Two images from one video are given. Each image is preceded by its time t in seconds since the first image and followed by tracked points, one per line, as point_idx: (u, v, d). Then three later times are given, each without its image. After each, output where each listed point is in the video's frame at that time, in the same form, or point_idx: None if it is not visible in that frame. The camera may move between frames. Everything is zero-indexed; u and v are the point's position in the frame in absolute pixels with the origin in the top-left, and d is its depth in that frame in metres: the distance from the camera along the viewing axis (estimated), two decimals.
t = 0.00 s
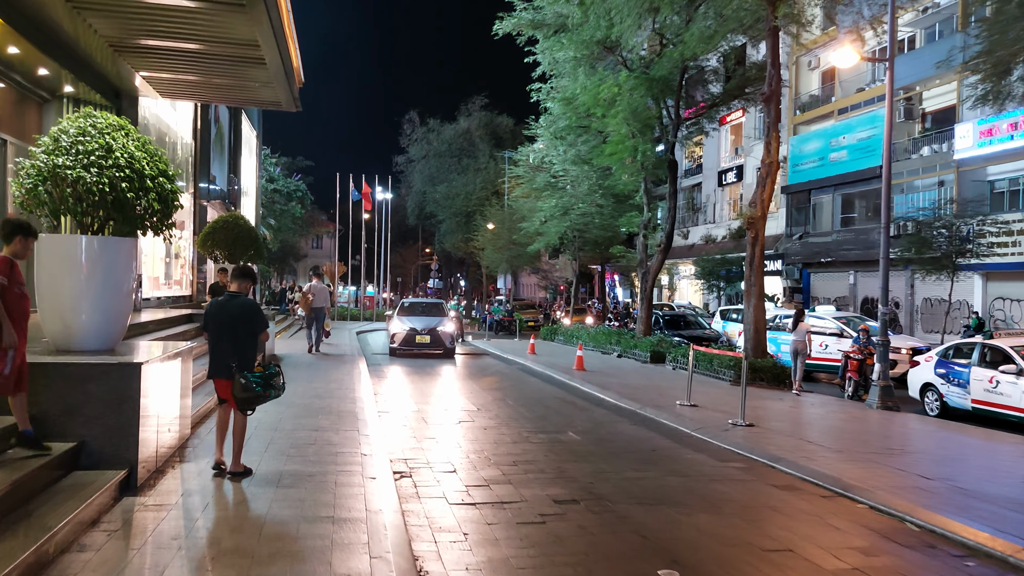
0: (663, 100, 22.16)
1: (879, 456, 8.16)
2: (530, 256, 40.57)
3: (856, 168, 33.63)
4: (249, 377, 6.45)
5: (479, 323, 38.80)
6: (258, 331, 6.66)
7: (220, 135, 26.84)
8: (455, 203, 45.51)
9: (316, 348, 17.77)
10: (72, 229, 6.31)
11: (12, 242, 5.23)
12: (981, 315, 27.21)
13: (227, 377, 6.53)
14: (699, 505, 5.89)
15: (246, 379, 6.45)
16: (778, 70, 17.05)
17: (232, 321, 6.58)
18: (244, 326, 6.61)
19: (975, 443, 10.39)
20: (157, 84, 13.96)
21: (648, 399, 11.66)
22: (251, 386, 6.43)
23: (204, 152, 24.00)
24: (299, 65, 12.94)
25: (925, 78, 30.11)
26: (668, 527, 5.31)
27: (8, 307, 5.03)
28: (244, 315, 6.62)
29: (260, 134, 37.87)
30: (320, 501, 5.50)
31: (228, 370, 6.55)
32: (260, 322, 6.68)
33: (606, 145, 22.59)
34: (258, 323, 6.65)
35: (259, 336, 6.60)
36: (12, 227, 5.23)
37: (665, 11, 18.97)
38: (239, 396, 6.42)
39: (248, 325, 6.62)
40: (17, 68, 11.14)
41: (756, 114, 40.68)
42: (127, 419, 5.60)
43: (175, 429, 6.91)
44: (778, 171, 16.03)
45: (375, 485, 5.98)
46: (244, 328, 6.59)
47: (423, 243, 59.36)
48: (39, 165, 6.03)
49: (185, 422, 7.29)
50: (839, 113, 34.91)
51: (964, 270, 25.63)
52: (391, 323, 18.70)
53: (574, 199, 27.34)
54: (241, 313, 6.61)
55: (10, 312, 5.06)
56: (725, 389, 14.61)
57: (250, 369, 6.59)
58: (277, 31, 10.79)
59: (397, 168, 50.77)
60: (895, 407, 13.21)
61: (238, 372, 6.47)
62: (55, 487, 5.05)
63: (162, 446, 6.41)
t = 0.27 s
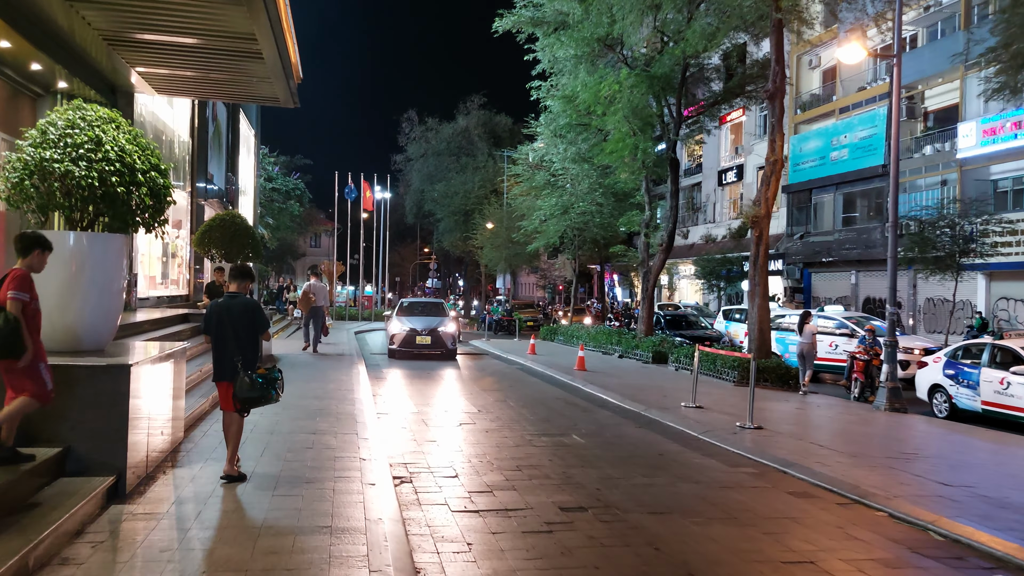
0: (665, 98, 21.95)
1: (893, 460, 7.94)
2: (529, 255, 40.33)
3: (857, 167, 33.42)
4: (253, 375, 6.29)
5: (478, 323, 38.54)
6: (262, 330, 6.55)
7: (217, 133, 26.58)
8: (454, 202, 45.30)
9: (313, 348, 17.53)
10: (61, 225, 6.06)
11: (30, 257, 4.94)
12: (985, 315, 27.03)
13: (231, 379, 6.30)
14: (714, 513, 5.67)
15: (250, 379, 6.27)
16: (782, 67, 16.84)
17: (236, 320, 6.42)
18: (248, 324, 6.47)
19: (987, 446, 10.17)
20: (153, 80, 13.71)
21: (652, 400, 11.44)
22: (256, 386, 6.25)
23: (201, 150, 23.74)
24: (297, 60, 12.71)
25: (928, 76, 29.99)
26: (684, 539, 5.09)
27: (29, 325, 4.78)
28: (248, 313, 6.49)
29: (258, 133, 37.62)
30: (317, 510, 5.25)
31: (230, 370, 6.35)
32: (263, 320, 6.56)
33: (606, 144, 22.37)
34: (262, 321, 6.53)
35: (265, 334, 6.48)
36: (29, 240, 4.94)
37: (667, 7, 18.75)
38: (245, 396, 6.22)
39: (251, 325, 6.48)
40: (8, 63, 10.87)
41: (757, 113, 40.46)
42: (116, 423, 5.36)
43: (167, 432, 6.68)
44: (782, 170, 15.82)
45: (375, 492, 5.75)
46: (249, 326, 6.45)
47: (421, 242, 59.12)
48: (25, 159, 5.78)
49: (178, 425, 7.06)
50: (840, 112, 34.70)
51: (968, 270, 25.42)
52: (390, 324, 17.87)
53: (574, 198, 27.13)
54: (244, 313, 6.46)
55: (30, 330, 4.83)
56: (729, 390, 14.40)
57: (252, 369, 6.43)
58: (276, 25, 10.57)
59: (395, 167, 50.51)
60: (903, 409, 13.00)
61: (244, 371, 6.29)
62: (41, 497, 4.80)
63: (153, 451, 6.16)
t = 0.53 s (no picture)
0: (666, 96, 21.63)
1: (912, 468, 7.62)
2: (527, 255, 40.01)
3: (859, 166, 33.11)
4: (234, 385, 6.01)
5: (476, 323, 38.21)
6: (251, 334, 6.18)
7: (212, 131, 26.21)
8: (451, 202, 44.97)
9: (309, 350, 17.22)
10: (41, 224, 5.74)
11: (46, 266, 4.85)
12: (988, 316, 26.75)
13: (216, 385, 6.13)
14: (731, 528, 5.35)
15: (230, 386, 6.01)
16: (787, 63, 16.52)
17: (224, 324, 6.14)
18: (237, 328, 6.15)
19: (1003, 452, 9.87)
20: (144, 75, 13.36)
21: (657, 404, 11.11)
22: (233, 395, 5.99)
23: (196, 149, 23.40)
24: (291, 54, 12.36)
25: (931, 75, 29.68)
26: (701, 556, 4.77)
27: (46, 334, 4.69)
28: (237, 316, 6.17)
29: (254, 132, 37.29)
30: (309, 528, 4.91)
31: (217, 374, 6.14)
32: (253, 322, 6.19)
33: (607, 142, 22.08)
34: (252, 324, 6.18)
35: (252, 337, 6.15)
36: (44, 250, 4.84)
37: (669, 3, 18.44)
38: (223, 404, 6.01)
39: (241, 330, 6.16)
40: None
41: (757, 112, 40.16)
42: (97, 434, 5.04)
43: (153, 442, 6.34)
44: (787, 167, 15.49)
45: (373, 508, 5.41)
46: (234, 331, 6.14)
47: (419, 243, 58.75)
48: None
49: (165, 434, 6.72)
50: (841, 111, 34.40)
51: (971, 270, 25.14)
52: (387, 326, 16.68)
53: (574, 197, 26.85)
54: (233, 317, 6.15)
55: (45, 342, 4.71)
56: (734, 392, 14.09)
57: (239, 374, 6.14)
58: (269, 17, 10.21)
59: (392, 167, 50.15)
60: (913, 413, 12.68)
61: (224, 378, 6.06)
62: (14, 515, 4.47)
63: (136, 462, 5.84)
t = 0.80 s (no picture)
0: (670, 92, 21.35)
1: (934, 473, 7.36)
2: (527, 254, 39.74)
3: (862, 164, 32.85)
4: (232, 386, 5.79)
5: (475, 322, 37.93)
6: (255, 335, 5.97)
7: (209, 128, 25.91)
8: (450, 200, 44.66)
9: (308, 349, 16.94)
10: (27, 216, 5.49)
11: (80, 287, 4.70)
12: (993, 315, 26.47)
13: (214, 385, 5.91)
14: (753, 537, 5.10)
15: (228, 387, 5.78)
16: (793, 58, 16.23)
17: (227, 322, 5.93)
18: (240, 328, 5.94)
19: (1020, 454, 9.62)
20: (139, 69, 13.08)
21: (665, 405, 10.84)
22: (230, 396, 5.75)
23: (193, 146, 23.10)
24: (289, 46, 12.08)
25: (933, 72, 29.32)
26: (725, 568, 4.52)
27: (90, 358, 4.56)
28: (242, 315, 5.96)
29: (252, 129, 36.98)
30: (310, 540, 4.63)
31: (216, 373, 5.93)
32: (258, 323, 5.98)
33: (609, 139, 21.81)
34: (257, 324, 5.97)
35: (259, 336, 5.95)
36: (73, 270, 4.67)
37: None
38: (219, 404, 5.79)
39: (244, 329, 5.95)
40: None
41: (758, 110, 39.88)
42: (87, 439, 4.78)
43: (145, 445, 6.06)
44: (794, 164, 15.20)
45: (377, 518, 5.12)
46: (237, 331, 5.93)
47: (417, 241, 58.45)
48: None
49: (158, 437, 6.43)
50: (843, 108, 34.09)
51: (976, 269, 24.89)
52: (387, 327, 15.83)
53: (574, 195, 26.57)
54: (237, 316, 5.94)
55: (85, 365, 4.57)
56: (741, 393, 13.84)
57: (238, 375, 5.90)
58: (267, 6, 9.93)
59: (391, 165, 49.83)
60: (925, 414, 12.43)
61: (223, 377, 5.84)
62: None
63: (127, 467, 5.56)
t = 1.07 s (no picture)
0: (675, 91, 21.09)
1: (958, 482, 7.12)
2: (529, 254, 39.50)
3: (867, 164, 32.60)
4: (246, 389, 5.65)
5: (477, 323, 37.69)
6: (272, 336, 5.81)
7: (209, 127, 25.66)
8: (452, 200, 44.40)
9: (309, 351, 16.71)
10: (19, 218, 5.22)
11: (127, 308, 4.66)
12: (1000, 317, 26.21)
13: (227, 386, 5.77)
14: (779, 554, 4.87)
15: (242, 390, 5.64)
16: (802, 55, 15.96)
17: (248, 325, 5.76)
18: (259, 331, 5.79)
19: None
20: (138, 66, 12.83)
21: (675, 410, 10.59)
22: (244, 399, 5.60)
23: (193, 145, 22.86)
24: (290, 42, 11.82)
25: (940, 71, 28.98)
26: None
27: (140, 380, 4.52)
28: (260, 317, 5.80)
29: (252, 129, 36.75)
30: (313, 559, 4.37)
31: (228, 374, 5.78)
32: (279, 326, 5.82)
33: (613, 138, 21.56)
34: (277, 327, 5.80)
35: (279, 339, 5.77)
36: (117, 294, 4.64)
37: None
38: (233, 407, 5.64)
39: (263, 332, 5.81)
40: None
41: (761, 109, 39.53)
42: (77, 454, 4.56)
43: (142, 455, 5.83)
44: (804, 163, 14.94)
45: (383, 534, 4.87)
46: (255, 334, 5.76)
47: (419, 241, 58.22)
48: None
49: (155, 446, 6.20)
50: (846, 108, 33.80)
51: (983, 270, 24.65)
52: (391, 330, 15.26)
53: (578, 195, 26.34)
54: (254, 318, 5.78)
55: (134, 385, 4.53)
56: (750, 396, 13.60)
57: (252, 378, 5.78)
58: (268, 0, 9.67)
59: (392, 165, 49.59)
60: (939, 418, 12.17)
61: (236, 380, 5.69)
62: None
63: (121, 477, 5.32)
